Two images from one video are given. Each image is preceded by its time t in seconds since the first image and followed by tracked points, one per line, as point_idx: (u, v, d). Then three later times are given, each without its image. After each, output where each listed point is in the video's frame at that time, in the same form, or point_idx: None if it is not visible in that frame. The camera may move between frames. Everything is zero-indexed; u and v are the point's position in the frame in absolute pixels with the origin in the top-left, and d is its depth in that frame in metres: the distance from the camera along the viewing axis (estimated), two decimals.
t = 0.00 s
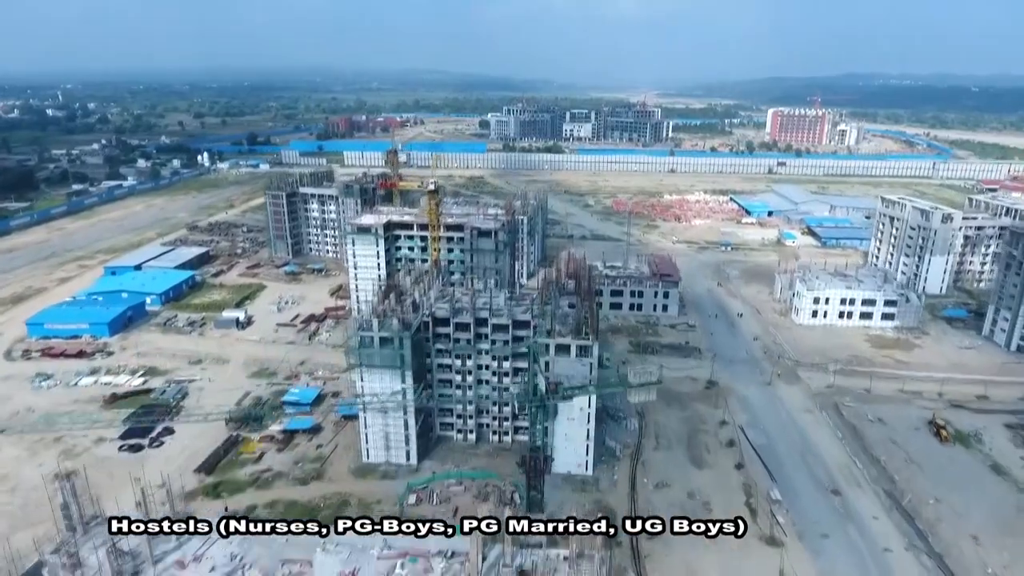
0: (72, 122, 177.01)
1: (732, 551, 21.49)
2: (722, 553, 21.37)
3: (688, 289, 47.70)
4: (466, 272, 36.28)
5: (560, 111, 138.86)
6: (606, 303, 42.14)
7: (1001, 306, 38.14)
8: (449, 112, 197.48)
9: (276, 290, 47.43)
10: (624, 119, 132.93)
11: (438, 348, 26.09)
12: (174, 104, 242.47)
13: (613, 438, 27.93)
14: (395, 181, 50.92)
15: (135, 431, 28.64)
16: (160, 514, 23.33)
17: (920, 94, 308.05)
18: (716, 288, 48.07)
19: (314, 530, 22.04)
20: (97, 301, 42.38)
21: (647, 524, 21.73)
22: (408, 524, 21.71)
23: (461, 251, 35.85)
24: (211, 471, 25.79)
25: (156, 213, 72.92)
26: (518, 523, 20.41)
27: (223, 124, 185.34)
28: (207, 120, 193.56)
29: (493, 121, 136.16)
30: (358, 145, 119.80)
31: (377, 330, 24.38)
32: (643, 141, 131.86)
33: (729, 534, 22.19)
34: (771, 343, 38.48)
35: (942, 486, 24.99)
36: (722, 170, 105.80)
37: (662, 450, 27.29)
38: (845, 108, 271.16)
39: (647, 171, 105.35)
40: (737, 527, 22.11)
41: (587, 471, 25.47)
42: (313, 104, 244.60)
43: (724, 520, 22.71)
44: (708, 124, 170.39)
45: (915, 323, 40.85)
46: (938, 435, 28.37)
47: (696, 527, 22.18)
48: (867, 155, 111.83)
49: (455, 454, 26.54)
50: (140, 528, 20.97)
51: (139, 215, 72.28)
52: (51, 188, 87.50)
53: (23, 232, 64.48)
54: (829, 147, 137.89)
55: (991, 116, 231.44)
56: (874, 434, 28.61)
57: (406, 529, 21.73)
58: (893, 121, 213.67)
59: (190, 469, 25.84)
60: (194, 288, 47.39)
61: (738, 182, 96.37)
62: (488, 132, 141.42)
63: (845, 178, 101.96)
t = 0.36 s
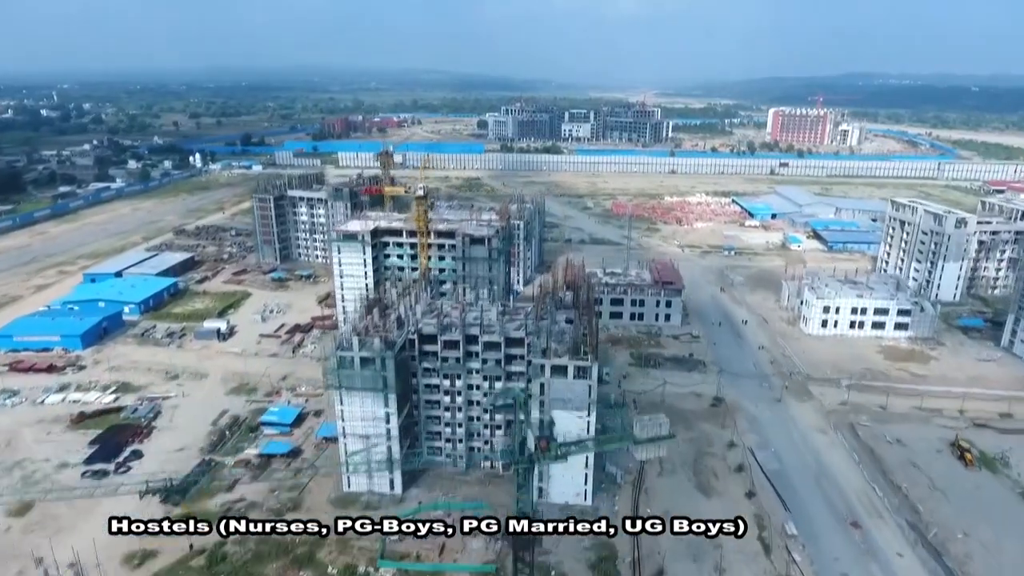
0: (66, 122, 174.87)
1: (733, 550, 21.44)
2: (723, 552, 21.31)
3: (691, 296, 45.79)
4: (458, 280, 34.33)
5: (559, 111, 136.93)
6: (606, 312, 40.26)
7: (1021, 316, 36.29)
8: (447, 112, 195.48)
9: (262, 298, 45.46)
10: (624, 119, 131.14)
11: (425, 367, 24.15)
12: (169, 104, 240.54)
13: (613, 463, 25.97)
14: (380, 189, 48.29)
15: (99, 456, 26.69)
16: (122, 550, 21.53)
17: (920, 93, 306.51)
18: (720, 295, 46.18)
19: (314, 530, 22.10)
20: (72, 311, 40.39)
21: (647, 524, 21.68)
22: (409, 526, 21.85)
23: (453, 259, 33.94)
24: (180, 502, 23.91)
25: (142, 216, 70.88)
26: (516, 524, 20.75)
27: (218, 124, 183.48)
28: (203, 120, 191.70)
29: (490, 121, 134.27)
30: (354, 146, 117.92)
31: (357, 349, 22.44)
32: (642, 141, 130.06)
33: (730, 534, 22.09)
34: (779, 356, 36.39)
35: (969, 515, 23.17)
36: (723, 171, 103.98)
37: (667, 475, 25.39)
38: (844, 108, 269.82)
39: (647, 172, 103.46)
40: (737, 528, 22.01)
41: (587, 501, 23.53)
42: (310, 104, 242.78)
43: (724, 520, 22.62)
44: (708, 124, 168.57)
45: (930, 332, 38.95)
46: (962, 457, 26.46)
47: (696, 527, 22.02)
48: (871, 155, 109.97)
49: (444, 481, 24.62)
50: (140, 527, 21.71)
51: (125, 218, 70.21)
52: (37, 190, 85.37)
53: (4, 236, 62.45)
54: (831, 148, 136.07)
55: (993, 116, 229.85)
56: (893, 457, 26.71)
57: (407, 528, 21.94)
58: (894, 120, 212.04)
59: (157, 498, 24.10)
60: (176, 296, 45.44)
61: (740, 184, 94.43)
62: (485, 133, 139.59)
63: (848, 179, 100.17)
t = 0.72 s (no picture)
0: (58, 123, 172.64)
1: (732, 549, 21.41)
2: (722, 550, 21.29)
3: (694, 305, 43.83)
4: (449, 292, 32.36)
5: (557, 111, 134.90)
6: (605, 323, 38.32)
7: None
8: (445, 112, 193.51)
9: (246, 307, 43.52)
10: (623, 120, 129.15)
11: (409, 390, 22.20)
12: (165, 104, 238.52)
13: (614, 494, 24.01)
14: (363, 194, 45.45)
15: (58, 484, 24.77)
16: None
17: (921, 93, 304.73)
18: (724, 304, 44.23)
19: (314, 530, 21.85)
20: (44, 323, 38.45)
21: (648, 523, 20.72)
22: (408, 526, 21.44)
23: (442, 269, 31.98)
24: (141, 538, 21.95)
25: (128, 220, 68.85)
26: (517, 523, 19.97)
27: (213, 124, 181.44)
28: (198, 120, 189.63)
29: (488, 121, 132.29)
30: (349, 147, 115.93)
31: (334, 373, 20.44)
32: (642, 141, 128.12)
33: (729, 534, 22.00)
34: (789, 370, 34.39)
35: (1003, 554, 21.25)
36: (725, 172, 102.07)
37: (672, 508, 23.45)
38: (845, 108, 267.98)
39: (647, 174, 101.54)
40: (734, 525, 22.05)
41: (584, 539, 21.50)
42: (307, 104, 240.88)
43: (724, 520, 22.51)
44: (708, 124, 166.55)
45: (946, 345, 37.04)
46: (991, 486, 24.52)
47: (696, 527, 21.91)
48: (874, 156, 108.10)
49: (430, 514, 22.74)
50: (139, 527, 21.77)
51: (110, 222, 68.17)
52: (23, 193, 83.31)
53: None
54: (833, 148, 134.16)
55: (994, 116, 228.05)
56: (916, 486, 24.78)
57: (407, 529, 21.47)
58: (896, 120, 210.28)
59: (116, 534, 22.16)
60: (156, 305, 43.49)
61: (742, 185, 92.53)
62: (483, 133, 137.59)
63: (852, 181, 98.31)
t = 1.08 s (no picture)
0: (51, 124, 170.78)
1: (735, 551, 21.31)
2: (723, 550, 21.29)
3: (697, 312, 42.36)
4: (442, 302, 30.82)
5: (555, 111, 133.33)
6: (606, 332, 36.84)
7: None
8: (443, 112, 191.96)
9: (233, 315, 41.97)
10: (622, 120, 127.61)
11: (397, 412, 20.74)
12: (161, 104, 236.90)
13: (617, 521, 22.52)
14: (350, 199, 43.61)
15: (25, 510, 23.25)
16: None
17: (919, 93, 303.65)
18: (728, 311, 42.77)
19: (314, 529, 20.11)
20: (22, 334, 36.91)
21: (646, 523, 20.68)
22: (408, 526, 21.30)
23: (435, 278, 30.51)
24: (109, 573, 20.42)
25: (116, 224, 67.20)
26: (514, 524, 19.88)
27: (208, 125, 179.74)
28: (193, 121, 187.90)
29: (485, 122, 130.71)
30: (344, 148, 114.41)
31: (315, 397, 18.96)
32: (641, 142, 126.66)
33: (730, 534, 21.96)
34: (797, 383, 32.91)
35: None
36: (726, 174, 100.65)
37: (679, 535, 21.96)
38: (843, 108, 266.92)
39: (647, 175, 100.01)
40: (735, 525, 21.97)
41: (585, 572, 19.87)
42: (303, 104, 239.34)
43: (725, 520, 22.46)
44: (707, 124, 165.12)
45: (961, 355, 35.63)
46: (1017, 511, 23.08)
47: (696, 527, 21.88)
48: (877, 157, 106.70)
49: (420, 545, 21.02)
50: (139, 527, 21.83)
51: (98, 225, 66.58)
52: (10, 196, 81.60)
53: None
54: (834, 149, 132.76)
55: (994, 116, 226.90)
56: (937, 510, 23.34)
57: (407, 528, 21.32)
58: (895, 121, 209.11)
59: (84, 567, 20.65)
60: (141, 314, 41.94)
61: (743, 187, 91.20)
62: (480, 134, 136.02)
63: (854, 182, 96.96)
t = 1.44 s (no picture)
0: (45, 125, 169.18)
1: (731, 551, 21.26)
2: (721, 553, 21.15)
3: (704, 318, 41.33)
4: (446, 310, 29.66)
5: (554, 111, 132.22)
6: (612, 339, 35.76)
7: None
8: (440, 112, 190.65)
9: (229, 321, 40.79)
10: (622, 120, 126.58)
11: (400, 430, 19.61)
12: (157, 105, 235.29)
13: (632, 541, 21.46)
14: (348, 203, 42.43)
15: (8, 531, 22.11)
16: None
17: (917, 94, 303.36)
18: (737, 316, 41.74)
19: (314, 530, 18.63)
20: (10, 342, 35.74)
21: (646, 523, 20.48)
22: (408, 525, 20.13)
23: (438, 286, 29.42)
24: None
25: (110, 227, 65.93)
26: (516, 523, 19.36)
27: (203, 126, 178.27)
28: (189, 122, 186.46)
29: (484, 122, 129.58)
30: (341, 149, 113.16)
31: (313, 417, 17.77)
32: (641, 143, 125.65)
33: (729, 534, 21.88)
34: (812, 393, 31.85)
35: None
36: (728, 175, 99.71)
37: (697, 559, 20.85)
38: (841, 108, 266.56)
39: (647, 176, 98.98)
40: (737, 528, 21.69)
41: None
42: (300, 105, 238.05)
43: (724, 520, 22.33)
44: (707, 124, 164.27)
45: (979, 362, 34.61)
46: None
47: (696, 527, 21.76)
48: (880, 157, 105.71)
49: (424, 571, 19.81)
50: (139, 527, 21.40)
51: (91, 228, 65.32)
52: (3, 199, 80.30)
53: None
54: (835, 149, 131.94)
55: (992, 116, 226.47)
56: (966, 529, 22.34)
57: (409, 529, 20.23)
58: (894, 120, 208.60)
59: None
60: (133, 320, 40.74)
61: (745, 188, 90.21)
62: (478, 135, 134.90)
63: (857, 183, 96.04)
